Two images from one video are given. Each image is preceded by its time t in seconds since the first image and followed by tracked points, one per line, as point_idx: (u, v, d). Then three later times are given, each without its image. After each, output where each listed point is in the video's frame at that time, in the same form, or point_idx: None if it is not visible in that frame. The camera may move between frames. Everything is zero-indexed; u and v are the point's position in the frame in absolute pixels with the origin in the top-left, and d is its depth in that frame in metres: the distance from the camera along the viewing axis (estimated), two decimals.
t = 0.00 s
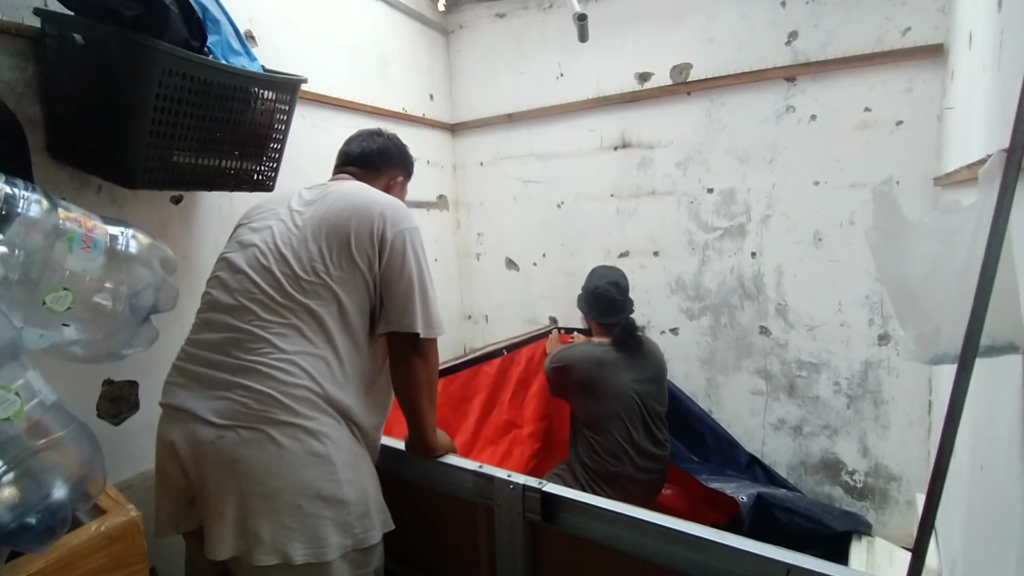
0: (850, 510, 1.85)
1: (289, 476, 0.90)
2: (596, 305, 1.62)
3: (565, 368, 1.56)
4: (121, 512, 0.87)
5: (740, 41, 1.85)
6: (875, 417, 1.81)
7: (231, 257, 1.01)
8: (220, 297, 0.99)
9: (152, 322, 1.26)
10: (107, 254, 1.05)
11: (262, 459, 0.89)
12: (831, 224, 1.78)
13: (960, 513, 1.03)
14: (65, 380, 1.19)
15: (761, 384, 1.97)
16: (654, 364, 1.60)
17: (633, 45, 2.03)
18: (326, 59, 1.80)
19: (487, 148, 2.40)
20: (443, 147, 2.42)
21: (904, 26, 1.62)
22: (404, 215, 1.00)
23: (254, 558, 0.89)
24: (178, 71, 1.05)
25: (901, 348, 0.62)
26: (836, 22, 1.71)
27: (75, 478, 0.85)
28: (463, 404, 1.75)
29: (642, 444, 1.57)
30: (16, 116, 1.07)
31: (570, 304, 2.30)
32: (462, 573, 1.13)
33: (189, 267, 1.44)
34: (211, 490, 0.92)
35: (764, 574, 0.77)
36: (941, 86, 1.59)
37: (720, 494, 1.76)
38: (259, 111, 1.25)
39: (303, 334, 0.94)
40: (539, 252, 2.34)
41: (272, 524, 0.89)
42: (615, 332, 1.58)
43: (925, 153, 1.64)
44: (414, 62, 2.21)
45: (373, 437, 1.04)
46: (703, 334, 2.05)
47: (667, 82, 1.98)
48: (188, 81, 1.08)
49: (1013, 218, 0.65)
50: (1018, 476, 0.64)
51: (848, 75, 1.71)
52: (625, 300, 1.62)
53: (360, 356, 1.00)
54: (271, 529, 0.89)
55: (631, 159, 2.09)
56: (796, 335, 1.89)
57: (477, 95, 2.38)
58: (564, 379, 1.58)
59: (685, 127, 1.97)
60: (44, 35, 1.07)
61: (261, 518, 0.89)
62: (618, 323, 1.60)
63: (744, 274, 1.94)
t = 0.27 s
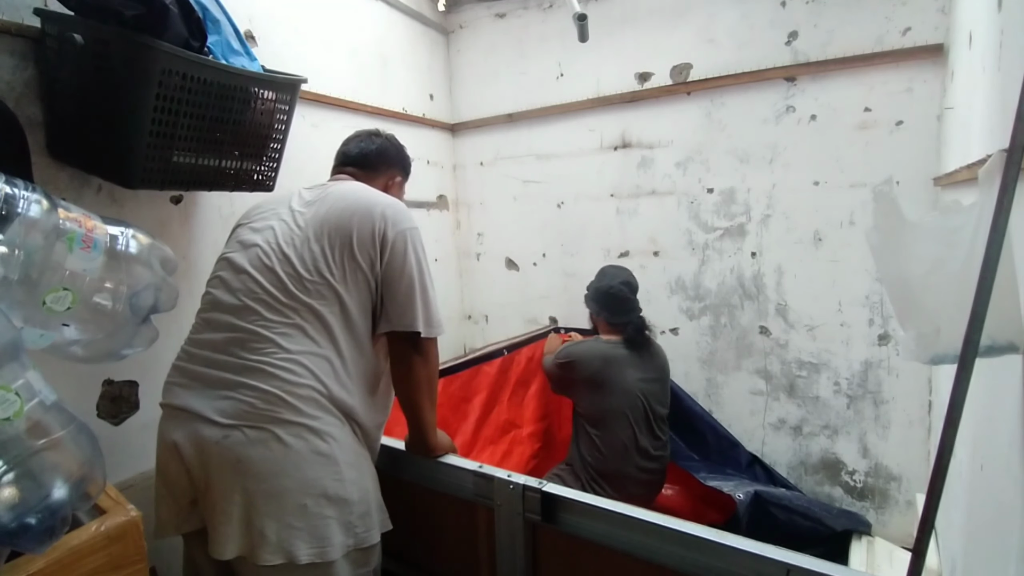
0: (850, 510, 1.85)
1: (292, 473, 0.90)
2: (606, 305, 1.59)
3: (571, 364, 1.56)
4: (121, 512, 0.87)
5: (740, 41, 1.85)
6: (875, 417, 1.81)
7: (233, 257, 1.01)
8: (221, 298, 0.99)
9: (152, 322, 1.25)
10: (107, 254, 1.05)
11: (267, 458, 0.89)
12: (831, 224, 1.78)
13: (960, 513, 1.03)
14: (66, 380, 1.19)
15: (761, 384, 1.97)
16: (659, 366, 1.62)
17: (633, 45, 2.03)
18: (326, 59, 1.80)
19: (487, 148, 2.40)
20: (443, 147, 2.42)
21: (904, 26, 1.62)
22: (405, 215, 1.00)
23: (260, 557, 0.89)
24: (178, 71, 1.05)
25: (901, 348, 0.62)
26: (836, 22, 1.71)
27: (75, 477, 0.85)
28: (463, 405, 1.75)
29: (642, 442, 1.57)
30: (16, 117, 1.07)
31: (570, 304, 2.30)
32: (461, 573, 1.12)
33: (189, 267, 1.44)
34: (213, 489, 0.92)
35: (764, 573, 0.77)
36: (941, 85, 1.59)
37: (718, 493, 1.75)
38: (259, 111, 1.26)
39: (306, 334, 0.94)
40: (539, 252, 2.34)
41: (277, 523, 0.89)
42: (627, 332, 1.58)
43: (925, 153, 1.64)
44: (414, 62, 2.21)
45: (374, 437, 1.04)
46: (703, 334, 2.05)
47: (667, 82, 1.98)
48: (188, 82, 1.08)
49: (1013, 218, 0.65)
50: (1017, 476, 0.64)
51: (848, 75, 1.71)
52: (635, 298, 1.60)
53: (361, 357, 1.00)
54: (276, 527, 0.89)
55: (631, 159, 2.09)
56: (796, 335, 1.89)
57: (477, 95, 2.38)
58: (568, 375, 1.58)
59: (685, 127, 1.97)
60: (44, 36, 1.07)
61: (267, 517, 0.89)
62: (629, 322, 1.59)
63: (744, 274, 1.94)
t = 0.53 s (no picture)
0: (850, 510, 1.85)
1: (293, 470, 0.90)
2: (617, 301, 1.61)
3: (574, 363, 1.56)
4: (120, 512, 0.87)
5: (740, 41, 1.85)
6: (875, 417, 1.81)
7: (231, 257, 1.01)
8: (220, 297, 0.99)
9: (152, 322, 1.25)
10: (107, 254, 1.05)
11: (268, 456, 0.89)
12: (831, 224, 1.78)
13: (960, 513, 1.03)
14: (66, 380, 1.19)
15: (761, 384, 1.97)
16: (661, 364, 1.63)
17: (633, 45, 2.03)
18: (326, 59, 1.80)
19: (487, 148, 2.40)
20: (443, 147, 2.42)
21: (905, 26, 1.62)
22: (403, 215, 1.00)
23: (262, 556, 0.89)
24: (178, 71, 1.05)
25: (901, 348, 0.62)
26: (836, 22, 1.71)
27: (75, 478, 0.85)
28: (462, 405, 1.75)
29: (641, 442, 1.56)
30: (16, 117, 1.07)
31: (570, 303, 2.30)
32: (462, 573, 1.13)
33: (190, 267, 1.44)
34: (214, 489, 0.92)
35: (764, 573, 0.77)
36: (941, 86, 1.59)
37: (717, 492, 1.77)
38: (259, 111, 1.25)
39: (305, 333, 0.94)
40: (539, 252, 2.34)
41: (279, 522, 0.89)
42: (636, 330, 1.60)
43: (925, 153, 1.64)
44: (414, 62, 2.21)
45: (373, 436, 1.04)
46: (703, 334, 2.05)
47: (667, 82, 1.98)
48: (188, 81, 1.08)
49: (1013, 218, 0.65)
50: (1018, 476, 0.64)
51: (848, 75, 1.71)
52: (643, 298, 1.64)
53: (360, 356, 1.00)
54: (277, 525, 0.89)
55: (631, 159, 2.09)
56: (796, 335, 1.89)
57: (477, 95, 2.38)
58: (569, 374, 1.58)
59: (685, 127, 1.97)
60: (44, 35, 1.07)
61: (268, 515, 0.89)
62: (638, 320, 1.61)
63: (744, 274, 1.94)
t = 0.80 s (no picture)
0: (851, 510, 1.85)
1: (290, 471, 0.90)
2: (625, 295, 1.66)
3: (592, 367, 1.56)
4: (120, 512, 0.87)
5: (740, 41, 1.85)
6: (875, 417, 1.81)
7: (227, 257, 1.01)
8: (217, 298, 0.99)
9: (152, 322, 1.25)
10: (107, 254, 1.05)
11: (265, 456, 0.89)
12: (831, 224, 1.78)
13: (960, 513, 1.03)
14: (65, 380, 1.19)
15: (761, 385, 1.97)
16: (661, 360, 1.62)
17: (633, 45, 2.03)
18: (326, 59, 1.80)
19: (487, 148, 2.40)
20: (443, 147, 2.42)
21: (905, 26, 1.62)
22: (400, 216, 1.00)
23: (260, 556, 0.89)
24: (178, 71, 1.05)
25: (901, 348, 0.62)
26: (836, 23, 1.71)
27: (75, 477, 0.85)
28: (463, 405, 1.75)
29: (643, 444, 1.57)
30: (16, 117, 1.07)
31: (570, 303, 2.30)
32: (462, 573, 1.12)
33: (189, 267, 1.44)
34: (212, 489, 0.92)
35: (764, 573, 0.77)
36: (941, 86, 1.59)
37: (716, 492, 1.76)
38: (259, 111, 1.25)
39: (302, 333, 0.94)
40: (539, 252, 2.34)
41: (276, 522, 0.89)
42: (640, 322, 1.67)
43: (925, 153, 1.64)
44: (414, 62, 2.21)
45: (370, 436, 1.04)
46: (703, 334, 2.05)
47: (667, 82, 1.98)
48: (188, 81, 1.08)
49: (1013, 218, 0.65)
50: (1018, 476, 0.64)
51: (848, 75, 1.71)
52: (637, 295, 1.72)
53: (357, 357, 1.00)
54: (275, 525, 0.89)
55: (631, 159, 2.09)
56: (796, 335, 1.89)
57: (477, 95, 2.38)
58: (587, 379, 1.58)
59: (685, 127, 1.97)
60: (44, 36, 1.07)
61: (265, 515, 0.89)
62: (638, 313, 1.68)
63: (744, 274, 1.94)
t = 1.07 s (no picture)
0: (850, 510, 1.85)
1: (287, 470, 0.90)
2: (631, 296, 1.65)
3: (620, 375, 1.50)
4: (120, 512, 0.87)
5: (740, 41, 1.85)
6: (875, 417, 1.81)
7: (221, 257, 1.01)
8: (212, 299, 0.99)
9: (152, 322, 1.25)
10: (107, 254, 1.05)
11: (263, 456, 0.89)
12: (831, 224, 1.78)
13: (960, 513, 1.03)
14: (65, 380, 1.19)
15: (761, 385, 1.97)
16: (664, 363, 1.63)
17: (633, 45, 2.03)
18: (326, 59, 1.80)
19: (487, 148, 2.40)
20: (443, 147, 2.42)
21: (905, 26, 1.62)
22: (394, 218, 1.00)
23: (257, 555, 0.89)
24: (178, 71, 1.05)
25: (901, 348, 0.62)
26: (836, 22, 1.71)
27: (75, 477, 0.85)
28: (463, 404, 1.73)
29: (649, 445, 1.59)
30: (16, 117, 1.07)
31: (570, 303, 2.30)
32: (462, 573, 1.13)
33: (189, 267, 1.44)
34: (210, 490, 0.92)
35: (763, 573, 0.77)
36: (941, 85, 1.59)
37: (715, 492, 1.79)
38: (259, 111, 1.25)
39: (297, 333, 0.94)
40: (539, 252, 2.34)
41: (273, 521, 0.89)
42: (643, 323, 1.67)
43: (925, 153, 1.64)
44: (414, 62, 2.21)
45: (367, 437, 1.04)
46: (703, 334, 2.05)
47: (667, 82, 1.98)
48: (188, 82, 1.08)
49: (1012, 218, 0.65)
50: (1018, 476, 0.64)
51: (848, 75, 1.71)
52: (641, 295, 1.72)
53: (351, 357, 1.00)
54: (272, 525, 0.89)
55: (631, 159, 2.09)
56: (796, 335, 1.89)
57: (477, 95, 2.38)
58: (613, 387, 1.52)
59: (685, 127, 1.97)
60: (44, 36, 1.07)
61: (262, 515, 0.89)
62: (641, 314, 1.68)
63: (744, 274, 1.94)
